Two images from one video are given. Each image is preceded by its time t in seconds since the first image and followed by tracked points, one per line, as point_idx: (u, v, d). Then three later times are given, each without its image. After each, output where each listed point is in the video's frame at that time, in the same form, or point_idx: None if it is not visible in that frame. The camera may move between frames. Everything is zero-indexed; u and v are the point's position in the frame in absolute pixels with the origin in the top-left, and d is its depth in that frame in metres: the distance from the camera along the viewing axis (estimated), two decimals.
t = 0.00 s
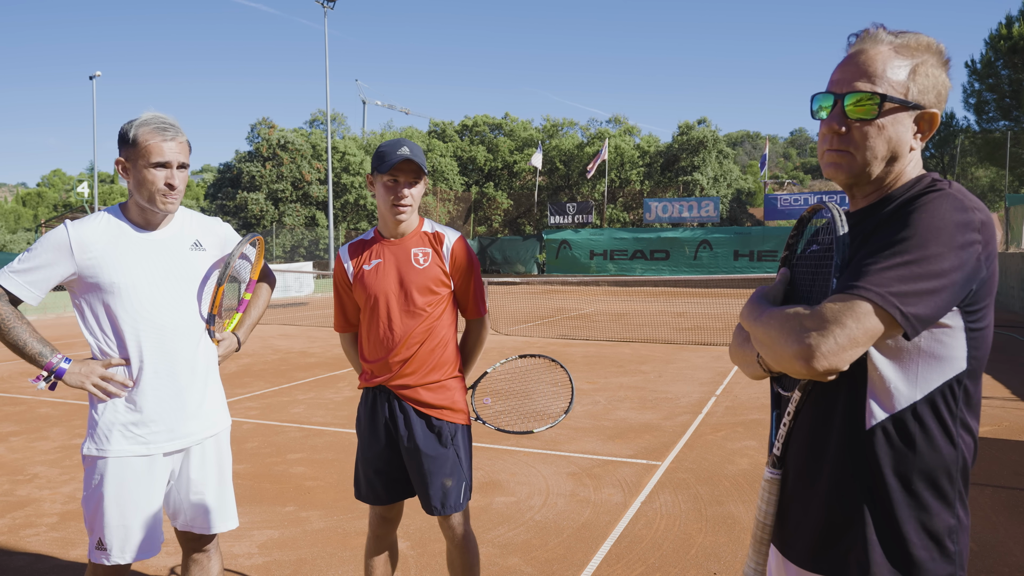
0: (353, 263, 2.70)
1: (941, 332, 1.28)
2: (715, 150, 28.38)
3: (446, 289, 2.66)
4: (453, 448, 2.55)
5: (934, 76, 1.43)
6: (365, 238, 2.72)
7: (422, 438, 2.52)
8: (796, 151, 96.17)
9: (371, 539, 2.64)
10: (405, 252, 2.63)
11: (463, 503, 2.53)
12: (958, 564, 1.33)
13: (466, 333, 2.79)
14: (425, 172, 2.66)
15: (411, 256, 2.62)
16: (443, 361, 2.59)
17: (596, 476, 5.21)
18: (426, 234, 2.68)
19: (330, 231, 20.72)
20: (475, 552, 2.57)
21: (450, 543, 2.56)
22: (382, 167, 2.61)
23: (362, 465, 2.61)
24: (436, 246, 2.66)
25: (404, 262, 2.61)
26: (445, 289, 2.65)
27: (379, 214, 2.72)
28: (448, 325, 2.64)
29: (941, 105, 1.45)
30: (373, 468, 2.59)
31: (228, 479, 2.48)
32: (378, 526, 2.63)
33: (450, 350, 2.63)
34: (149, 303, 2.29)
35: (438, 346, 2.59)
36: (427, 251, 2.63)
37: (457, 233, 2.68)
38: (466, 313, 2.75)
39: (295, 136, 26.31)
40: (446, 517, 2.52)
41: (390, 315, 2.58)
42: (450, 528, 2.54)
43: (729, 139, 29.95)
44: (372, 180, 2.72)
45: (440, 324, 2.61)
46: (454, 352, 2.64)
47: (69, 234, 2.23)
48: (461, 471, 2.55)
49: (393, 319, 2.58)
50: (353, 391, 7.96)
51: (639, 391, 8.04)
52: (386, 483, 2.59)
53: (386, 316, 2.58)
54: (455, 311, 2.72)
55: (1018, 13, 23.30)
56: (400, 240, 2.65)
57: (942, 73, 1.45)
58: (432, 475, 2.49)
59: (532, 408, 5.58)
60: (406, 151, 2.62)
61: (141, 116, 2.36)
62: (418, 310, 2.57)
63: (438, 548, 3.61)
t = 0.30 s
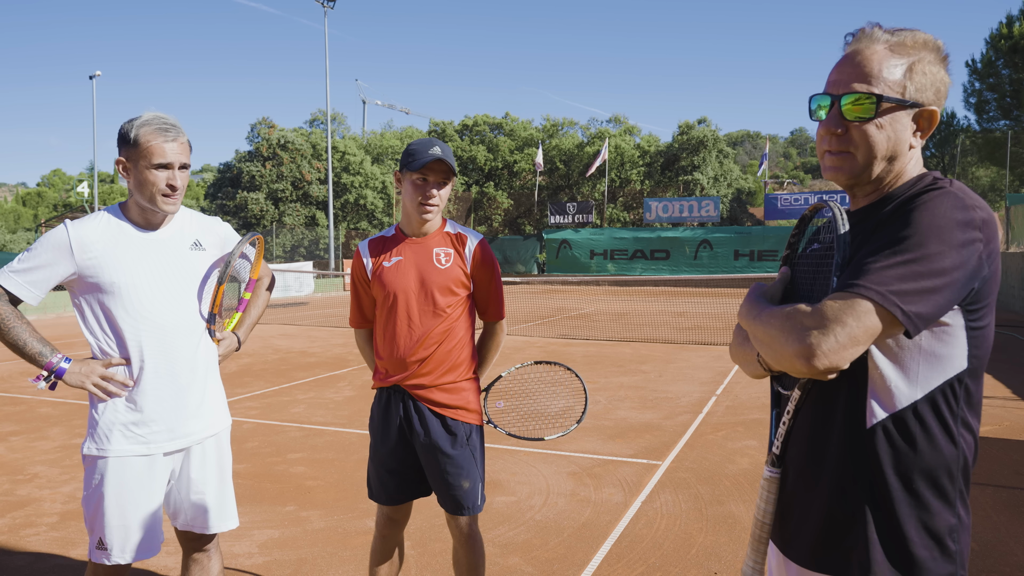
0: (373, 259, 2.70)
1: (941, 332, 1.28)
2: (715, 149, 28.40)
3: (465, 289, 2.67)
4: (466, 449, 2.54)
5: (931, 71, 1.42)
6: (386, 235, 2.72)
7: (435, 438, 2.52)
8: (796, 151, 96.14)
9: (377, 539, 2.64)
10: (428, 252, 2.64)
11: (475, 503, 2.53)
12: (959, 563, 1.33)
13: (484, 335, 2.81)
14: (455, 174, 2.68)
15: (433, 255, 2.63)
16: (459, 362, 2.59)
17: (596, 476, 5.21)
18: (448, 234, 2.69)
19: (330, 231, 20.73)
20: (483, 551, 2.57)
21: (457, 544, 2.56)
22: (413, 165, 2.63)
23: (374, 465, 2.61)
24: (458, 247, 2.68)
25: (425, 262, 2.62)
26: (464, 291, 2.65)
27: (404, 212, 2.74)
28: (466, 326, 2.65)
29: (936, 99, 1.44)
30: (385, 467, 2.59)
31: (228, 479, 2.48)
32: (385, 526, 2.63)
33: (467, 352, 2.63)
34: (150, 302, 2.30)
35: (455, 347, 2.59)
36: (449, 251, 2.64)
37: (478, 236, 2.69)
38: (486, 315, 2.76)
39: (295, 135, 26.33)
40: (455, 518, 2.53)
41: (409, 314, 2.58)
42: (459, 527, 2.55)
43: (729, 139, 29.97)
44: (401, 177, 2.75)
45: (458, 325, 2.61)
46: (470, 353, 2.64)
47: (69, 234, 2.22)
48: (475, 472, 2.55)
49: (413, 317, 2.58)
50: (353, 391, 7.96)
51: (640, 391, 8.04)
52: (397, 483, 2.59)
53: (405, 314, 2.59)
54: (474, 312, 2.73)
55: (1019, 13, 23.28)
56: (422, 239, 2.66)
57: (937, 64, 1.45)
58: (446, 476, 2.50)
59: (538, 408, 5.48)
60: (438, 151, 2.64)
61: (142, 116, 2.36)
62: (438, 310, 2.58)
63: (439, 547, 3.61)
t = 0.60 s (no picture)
0: (370, 257, 2.69)
1: (936, 333, 1.28)
2: (713, 149, 28.42)
3: (460, 291, 2.68)
4: (457, 449, 2.57)
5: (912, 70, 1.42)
6: (384, 233, 2.72)
7: (427, 438, 2.53)
8: (795, 151, 96.23)
9: (372, 539, 2.64)
10: (426, 252, 2.64)
11: (467, 503, 2.55)
12: (953, 560, 1.33)
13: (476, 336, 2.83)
14: (458, 174, 2.68)
15: (431, 256, 2.63)
16: (451, 363, 2.61)
17: (595, 475, 5.22)
18: (447, 235, 2.70)
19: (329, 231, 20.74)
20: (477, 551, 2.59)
21: (451, 543, 2.57)
22: (417, 164, 2.63)
23: (366, 465, 2.61)
24: (457, 249, 2.69)
25: (422, 262, 2.62)
26: (460, 292, 2.67)
27: (404, 211, 2.74)
28: (459, 327, 2.66)
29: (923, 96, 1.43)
30: (378, 466, 2.59)
31: (227, 478, 2.48)
32: (379, 526, 2.63)
33: (460, 352, 2.65)
34: (150, 302, 2.30)
35: (448, 348, 2.61)
36: (447, 252, 2.65)
37: (476, 239, 2.71)
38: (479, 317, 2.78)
39: (294, 135, 26.34)
40: (449, 517, 2.54)
41: (404, 313, 2.58)
42: (454, 527, 2.56)
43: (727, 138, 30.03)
44: (403, 176, 2.75)
45: (452, 327, 2.62)
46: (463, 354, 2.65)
47: (68, 235, 2.23)
48: (466, 471, 2.58)
49: (407, 316, 2.58)
50: (352, 391, 7.96)
51: (639, 391, 8.05)
52: (390, 483, 2.59)
53: (400, 313, 2.58)
54: (467, 315, 2.74)
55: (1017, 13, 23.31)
56: (421, 239, 2.67)
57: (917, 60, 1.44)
58: (441, 475, 2.51)
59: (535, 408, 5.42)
60: (443, 151, 2.64)
61: (140, 116, 2.36)
62: (435, 310, 2.59)
63: (437, 547, 3.62)
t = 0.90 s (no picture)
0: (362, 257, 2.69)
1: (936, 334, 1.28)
2: (713, 149, 28.41)
3: (452, 292, 2.68)
4: (448, 447, 2.57)
5: (881, 72, 1.38)
6: (377, 232, 2.72)
7: (417, 438, 2.53)
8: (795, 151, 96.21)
9: (369, 537, 2.64)
10: (419, 252, 2.64)
11: (458, 502, 2.55)
12: (951, 561, 1.33)
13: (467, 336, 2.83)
14: (451, 172, 2.68)
15: (423, 256, 2.64)
16: (443, 364, 2.61)
17: (596, 475, 5.22)
18: (439, 236, 2.71)
19: (329, 231, 20.74)
20: (472, 548, 2.59)
21: (447, 543, 2.57)
22: (408, 164, 2.64)
23: (358, 465, 2.62)
24: (449, 249, 2.69)
25: (415, 262, 2.62)
26: (452, 293, 2.67)
27: (396, 211, 2.74)
28: (451, 328, 2.66)
29: (907, 98, 1.38)
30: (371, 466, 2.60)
31: (226, 479, 2.48)
32: (376, 525, 2.64)
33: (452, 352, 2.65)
34: (149, 302, 2.30)
35: (440, 349, 2.61)
36: (439, 253, 2.66)
37: (468, 240, 2.72)
38: (470, 318, 2.78)
39: (294, 135, 26.35)
40: (441, 516, 2.55)
41: (397, 314, 2.59)
42: (447, 525, 2.56)
43: (727, 138, 30.04)
44: (395, 178, 2.76)
45: (444, 327, 2.63)
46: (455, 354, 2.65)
47: (67, 234, 2.23)
48: (457, 470, 2.57)
49: (400, 316, 2.58)
50: (352, 391, 7.96)
51: (639, 390, 8.05)
52: (383, 482, 2.59)
53: (392, 313, 2.59)
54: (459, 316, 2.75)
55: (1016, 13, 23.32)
56: (413, 240, 2.67)
57: (907, 63, 1.39)
58: (431, 474, 2.52)
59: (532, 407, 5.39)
60: (434, 151, 2.65)
61: (140, 116, 2.36)
62: (427, 311, 2.60)
63: (438, 547, 3.61)
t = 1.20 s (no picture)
0: (361, 258, 2.70)
1: (931, 332, 1.29)
2: (713, 149, 28.43)
3: (450, 291, 2.68)
4: (448, 449, 2.57)
5: (891, 72, 1.39)
6: (374, 234, 2.73)
7: (417, 438, 2.54)
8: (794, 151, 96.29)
9: (370, 537, 2.65)
10: (415, 252, 2.65)
11: (458, 503, 2.55)
12: (948, 560, 1.34)
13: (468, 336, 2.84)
14: (442, 170, 2.69)
15: (420, 256, 2.64)
16: (443, 363, 2.61)
17: (595, 474, 5.23)
18: (436, 234, 2.71)
19: (328, 231, 20.72)
20: (473, 549, 2.59)
21: (448, 544, 2.57)
22: (398, 164, 2.66)
23: (359, 464, 2.62)
24: (445, 249, 2.69)
25: (412, 262, 2.63)
26: (450, 292, 2.67)
27: (392, 211, 2.74)
28: (450, 328, 2.66)
29: (912, 100, 1.39)
30: (371, 465, 2.60)
31: (225, 479, 2.49)
32: (377, 525, 2.64)
33: (452, 352, 2.65)
34: (147, 302, 2.30)
35: (439, 349, 2.61)
36: (436, 252, 2.65)
37: (465, 238, 2.72)
38: (469, 317, 2.78)
39: (293, 135, 26.35)
40: (442, 517, 2.55)
41: (395, 314, 2.59)
42: (448, 526, 2.57)
43: (727, 138, 30.08)
44: (388, 178, 2.77)
45: (443, 326, 2.63)
46: (454, 354, 2.65)
47: (64, 235, 2.23)
48: (456, 471, 2.57)
49: (398, 315, 2.59)
50: (352, 391, 7.96)
51: (639, 390, 8.06)
52: (383, 481, 2.60)
53: (390, 312, 2.59)
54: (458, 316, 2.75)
55: (1016, 12, 23.32)
56: (410, 239, 2.67)
57: (914, 65, 1.40)
58: (430, 474, 2.52)
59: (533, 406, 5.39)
60: (424, 150, 2.67)
61: (137, 116, 2.36)
62: (426, 310, 2.60)
63: (438, 546, 3.62)
